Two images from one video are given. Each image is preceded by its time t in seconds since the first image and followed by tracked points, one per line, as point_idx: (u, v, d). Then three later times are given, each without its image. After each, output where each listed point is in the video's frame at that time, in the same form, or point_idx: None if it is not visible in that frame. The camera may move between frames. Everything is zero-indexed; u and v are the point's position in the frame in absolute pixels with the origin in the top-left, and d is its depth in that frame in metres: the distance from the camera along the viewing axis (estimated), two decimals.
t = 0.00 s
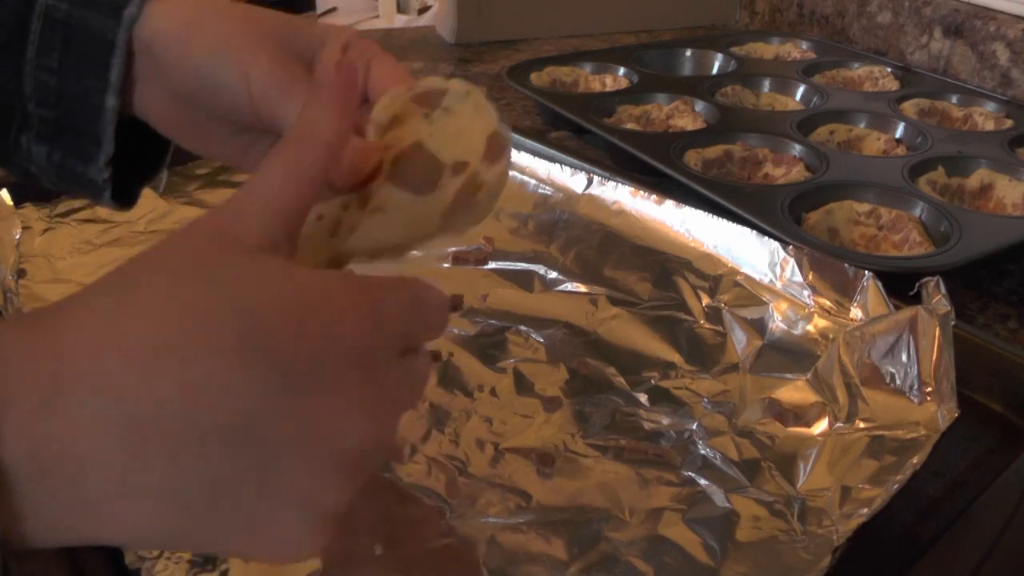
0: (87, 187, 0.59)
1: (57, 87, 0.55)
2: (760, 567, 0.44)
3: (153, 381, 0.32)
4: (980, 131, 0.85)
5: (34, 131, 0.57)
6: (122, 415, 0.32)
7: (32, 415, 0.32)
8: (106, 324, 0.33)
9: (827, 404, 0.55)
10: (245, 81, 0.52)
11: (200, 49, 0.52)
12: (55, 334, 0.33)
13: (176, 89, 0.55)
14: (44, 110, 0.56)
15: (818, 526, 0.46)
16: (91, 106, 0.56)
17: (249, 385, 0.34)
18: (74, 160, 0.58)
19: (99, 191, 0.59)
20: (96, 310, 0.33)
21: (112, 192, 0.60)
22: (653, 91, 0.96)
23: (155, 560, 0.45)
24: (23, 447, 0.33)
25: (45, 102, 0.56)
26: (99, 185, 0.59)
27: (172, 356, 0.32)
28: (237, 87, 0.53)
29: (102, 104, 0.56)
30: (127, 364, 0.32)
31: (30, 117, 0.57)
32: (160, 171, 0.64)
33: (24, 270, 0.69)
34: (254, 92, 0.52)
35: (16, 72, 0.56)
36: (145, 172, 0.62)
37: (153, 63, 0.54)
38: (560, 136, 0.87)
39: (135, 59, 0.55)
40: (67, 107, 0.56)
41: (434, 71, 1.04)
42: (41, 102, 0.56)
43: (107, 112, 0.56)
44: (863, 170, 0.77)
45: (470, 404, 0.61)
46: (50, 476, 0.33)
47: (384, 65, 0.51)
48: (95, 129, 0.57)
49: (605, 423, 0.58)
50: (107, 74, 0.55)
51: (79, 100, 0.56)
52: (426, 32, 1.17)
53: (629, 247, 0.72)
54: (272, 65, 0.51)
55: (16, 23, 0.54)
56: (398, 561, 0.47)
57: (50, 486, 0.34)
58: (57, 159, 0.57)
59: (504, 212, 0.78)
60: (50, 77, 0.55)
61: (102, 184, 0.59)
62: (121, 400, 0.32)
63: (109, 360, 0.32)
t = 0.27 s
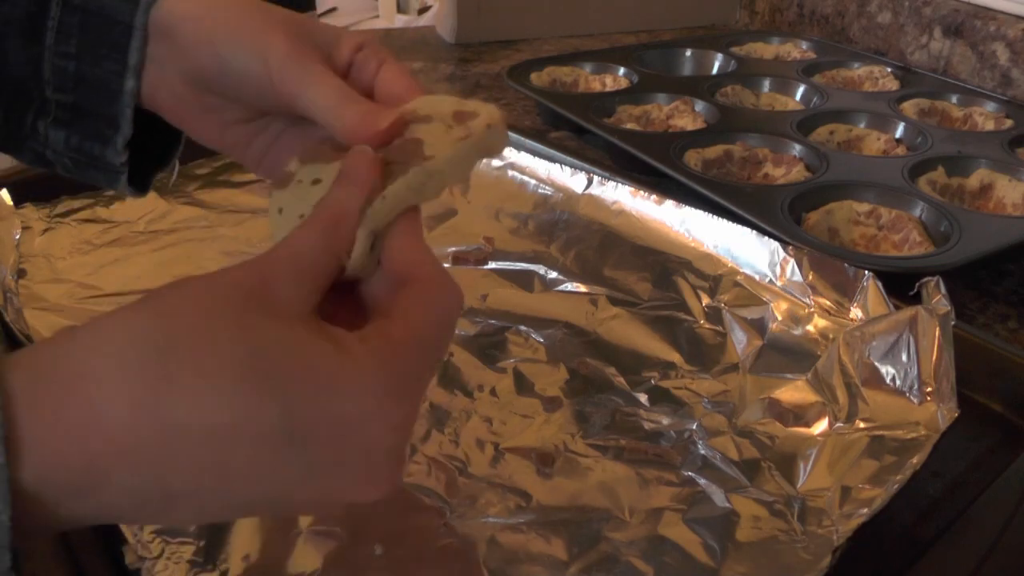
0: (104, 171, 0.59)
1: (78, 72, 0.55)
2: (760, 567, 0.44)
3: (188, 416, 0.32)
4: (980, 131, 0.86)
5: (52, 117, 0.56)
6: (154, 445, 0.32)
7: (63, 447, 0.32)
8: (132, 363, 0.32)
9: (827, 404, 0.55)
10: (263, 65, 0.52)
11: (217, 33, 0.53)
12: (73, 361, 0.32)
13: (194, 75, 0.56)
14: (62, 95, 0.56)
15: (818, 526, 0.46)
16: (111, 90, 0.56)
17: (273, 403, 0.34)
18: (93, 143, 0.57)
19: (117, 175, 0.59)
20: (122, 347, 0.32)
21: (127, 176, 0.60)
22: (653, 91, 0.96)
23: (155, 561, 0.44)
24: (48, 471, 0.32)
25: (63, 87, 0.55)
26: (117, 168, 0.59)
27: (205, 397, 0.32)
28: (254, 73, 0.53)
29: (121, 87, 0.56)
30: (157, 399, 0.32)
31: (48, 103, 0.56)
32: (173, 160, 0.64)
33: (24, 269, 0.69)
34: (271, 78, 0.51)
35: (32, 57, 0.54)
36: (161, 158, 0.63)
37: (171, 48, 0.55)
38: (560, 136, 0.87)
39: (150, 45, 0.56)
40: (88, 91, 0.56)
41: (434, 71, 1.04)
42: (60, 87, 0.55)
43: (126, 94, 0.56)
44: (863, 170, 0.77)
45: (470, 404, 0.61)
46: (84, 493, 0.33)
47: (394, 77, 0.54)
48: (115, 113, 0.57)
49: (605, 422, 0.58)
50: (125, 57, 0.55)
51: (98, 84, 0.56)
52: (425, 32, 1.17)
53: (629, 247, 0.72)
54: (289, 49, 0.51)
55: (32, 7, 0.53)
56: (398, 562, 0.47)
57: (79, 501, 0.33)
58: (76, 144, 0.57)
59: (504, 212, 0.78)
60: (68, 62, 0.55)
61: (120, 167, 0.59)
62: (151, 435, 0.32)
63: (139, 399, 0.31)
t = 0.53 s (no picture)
0: (105, 163, 0.59)
1: (72, 65, 0.55)
2: (760, 567, 0.44)
3: (179, 394, 0.33)
4: (980, 131, 0.86)
5: (51, 110, 0.57)
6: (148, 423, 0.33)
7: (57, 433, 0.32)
8: (116, 345, 0.32)
9: (827, 405, 0.55)
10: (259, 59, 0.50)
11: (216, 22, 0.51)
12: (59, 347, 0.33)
13: (190, 62, 0.55)
14: (59, 88, 0.56)
15: (818, 525, 0.46)
16: (105, 80, 0.55)
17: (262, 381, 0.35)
18: (91, 136, 0.58)
19: (116, 166, 0.60)
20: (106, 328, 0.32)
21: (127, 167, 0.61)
22: (653, 91, 0.96)
23: (155, 560, 0.44)
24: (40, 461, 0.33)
25: (60, 79, 0.56)
26: (116, 160, 0.59)
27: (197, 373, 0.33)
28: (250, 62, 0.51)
29: (116, 78, 0.55)
30: (144, 381, 0.32)
31: (48, 96, 0.56)
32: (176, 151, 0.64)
33: (23, 270, 0.69)
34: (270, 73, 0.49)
35: (31, 49, 0.55)
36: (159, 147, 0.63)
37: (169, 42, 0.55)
38: (560, 136, 0.87)
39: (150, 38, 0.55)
40: (84, 82, 0.55)
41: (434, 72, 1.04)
42: (57, 80, 0.56)
43: (122, 85, 0.56)
44: (863, 170, 0.77)
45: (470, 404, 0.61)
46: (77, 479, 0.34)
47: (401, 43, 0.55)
48: (111, 104, 0.56)
49: (605, 422, 0.58)
50: (120, 46, 0.54)
51: (94, 75, 0.55)
52: (426, 33, 1.16)
53: (629, 247, 0.72)
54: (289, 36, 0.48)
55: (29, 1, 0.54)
56: (398, 562, 0.47)
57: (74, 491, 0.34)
58: (74, 137, 0.57)
59: (504, 212, 0.78)
60: (65, 54, 0.55)
61: (119, 159, 0.59)
62: (146, 414, 0.32)
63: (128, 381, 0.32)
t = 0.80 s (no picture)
0: (115, 159, 0.58)
1: (83, 56, 0.54)
2: (761, 567, 0.44)
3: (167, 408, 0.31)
4: (980, 131, 0.86)
5: (62, 104, 0.56)
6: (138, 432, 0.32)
7: (49, 432, 0.32)
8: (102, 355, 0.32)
9: (827, 404, 0.55)
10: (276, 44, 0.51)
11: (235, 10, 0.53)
12: (55, 352, 0.32)
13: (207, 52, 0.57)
14: (70, 81, 0.55)
15: (818, 526, 0.46)
16: (118, 72, 0.54)
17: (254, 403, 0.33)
18: (103, 130, 0.56)
19: (127, 163, 0.58)
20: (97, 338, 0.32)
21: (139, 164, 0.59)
22: (653, 91, 0.96)
23: (155, 560, 0.44)
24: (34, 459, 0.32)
25: (71, 73, 0.55)
26: (128, 156, 0.58)
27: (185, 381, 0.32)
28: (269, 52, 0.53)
29: (129, 70, 0.54)
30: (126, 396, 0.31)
31: (59, 90, 0.55)
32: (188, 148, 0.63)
33: (23, 270, 0.69)
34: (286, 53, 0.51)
35: (42, 42, 0.54)
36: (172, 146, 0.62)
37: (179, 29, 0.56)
38: (560, 136, 0.87)
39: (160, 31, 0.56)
40: (96, 75, 0.54)
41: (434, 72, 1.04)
42: (68, 73, 0.55)
43: (135, 77, 0.55)
44: (863, 170, 0.77)
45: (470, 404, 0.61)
46: (72, 481, 0.33)
47: (416, 38, 0.54)
48: (123, 98, 0.55)
49: (606, 422, 0.58)
50: (134, 37, 0.53)
51: (107, 67, 0.54)
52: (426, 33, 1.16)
53: (629, 247, 0.72)
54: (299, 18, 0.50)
55: None
56: (398, 562, 0.47)
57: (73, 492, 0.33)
58: (85, 130, 0.56)
59: (504, 212, 0.78)
60: (76, 46, 0.54)
61: (131, 154, 0.58)
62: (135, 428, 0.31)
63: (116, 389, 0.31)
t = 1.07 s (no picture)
0: (110, 175, 0.57)
1: (79, 70, 0.53)
2: (761, 567, 0.44)
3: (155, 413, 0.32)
4: (980, 131, 0.86)
5: (56, 119, 0.55)
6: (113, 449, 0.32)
7: (25, 458, 0.32)
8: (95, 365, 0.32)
9: (827, 404, 0.55)
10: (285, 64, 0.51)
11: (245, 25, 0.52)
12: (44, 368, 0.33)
13: (212, 68, 0.56)
14: (65, 95, 0.54)
15: (818, 526, 0.46)
16: (114, 87, 0.53)
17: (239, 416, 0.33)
18: (97, 146, 0.55)
19: (123, 178, 0.58)
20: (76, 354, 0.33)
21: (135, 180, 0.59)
22: (653, 91, 0.96)
23: (155, 560, 0.44)
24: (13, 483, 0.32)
25: (66, 86, 0.54)
26: (123, 172, 0.57)
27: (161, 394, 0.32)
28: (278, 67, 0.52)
29: (125, 86, 0.54)
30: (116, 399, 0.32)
31: (53, 104, 0.55)
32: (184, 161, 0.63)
33: (23, 270, 0.69)
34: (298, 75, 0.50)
35: (37, 55, 0.53)
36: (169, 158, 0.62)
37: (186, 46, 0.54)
38: (560, 136, 0.87)
39: (160, 42, 0.55)
40: (91, 89, 0.53)
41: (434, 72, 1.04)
42: (63, 87, 0.54)
43: (131, 93, 0.54)
44: (863, 170, 0.77)
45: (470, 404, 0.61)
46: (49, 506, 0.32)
47: (427, 53, 0.56)
48: (118, 113, 0.54)
49: (606, 423, 0.58)
50: (130, 52, 0.53)
51: (103, 81, 0.53)
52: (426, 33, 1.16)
53: (629, 247, 0.72)
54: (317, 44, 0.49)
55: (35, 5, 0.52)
56: (398, 562, 0.47)
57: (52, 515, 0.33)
58: (80, 146, 0.55)
59: (504, 212, 0.78)
60: (71, 59, 0.53)
61: (127, 170, 0.57)
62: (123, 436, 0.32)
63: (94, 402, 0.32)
